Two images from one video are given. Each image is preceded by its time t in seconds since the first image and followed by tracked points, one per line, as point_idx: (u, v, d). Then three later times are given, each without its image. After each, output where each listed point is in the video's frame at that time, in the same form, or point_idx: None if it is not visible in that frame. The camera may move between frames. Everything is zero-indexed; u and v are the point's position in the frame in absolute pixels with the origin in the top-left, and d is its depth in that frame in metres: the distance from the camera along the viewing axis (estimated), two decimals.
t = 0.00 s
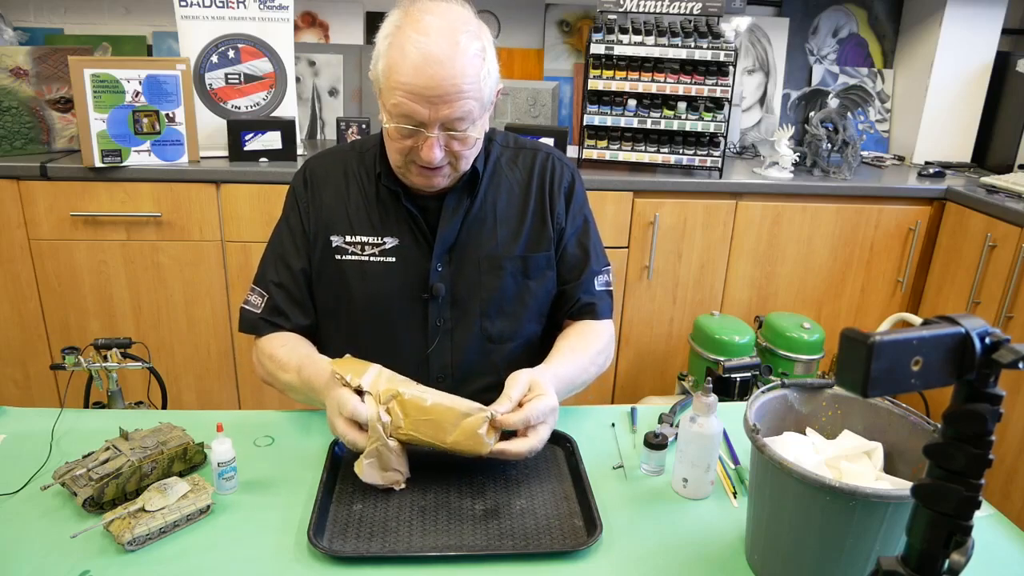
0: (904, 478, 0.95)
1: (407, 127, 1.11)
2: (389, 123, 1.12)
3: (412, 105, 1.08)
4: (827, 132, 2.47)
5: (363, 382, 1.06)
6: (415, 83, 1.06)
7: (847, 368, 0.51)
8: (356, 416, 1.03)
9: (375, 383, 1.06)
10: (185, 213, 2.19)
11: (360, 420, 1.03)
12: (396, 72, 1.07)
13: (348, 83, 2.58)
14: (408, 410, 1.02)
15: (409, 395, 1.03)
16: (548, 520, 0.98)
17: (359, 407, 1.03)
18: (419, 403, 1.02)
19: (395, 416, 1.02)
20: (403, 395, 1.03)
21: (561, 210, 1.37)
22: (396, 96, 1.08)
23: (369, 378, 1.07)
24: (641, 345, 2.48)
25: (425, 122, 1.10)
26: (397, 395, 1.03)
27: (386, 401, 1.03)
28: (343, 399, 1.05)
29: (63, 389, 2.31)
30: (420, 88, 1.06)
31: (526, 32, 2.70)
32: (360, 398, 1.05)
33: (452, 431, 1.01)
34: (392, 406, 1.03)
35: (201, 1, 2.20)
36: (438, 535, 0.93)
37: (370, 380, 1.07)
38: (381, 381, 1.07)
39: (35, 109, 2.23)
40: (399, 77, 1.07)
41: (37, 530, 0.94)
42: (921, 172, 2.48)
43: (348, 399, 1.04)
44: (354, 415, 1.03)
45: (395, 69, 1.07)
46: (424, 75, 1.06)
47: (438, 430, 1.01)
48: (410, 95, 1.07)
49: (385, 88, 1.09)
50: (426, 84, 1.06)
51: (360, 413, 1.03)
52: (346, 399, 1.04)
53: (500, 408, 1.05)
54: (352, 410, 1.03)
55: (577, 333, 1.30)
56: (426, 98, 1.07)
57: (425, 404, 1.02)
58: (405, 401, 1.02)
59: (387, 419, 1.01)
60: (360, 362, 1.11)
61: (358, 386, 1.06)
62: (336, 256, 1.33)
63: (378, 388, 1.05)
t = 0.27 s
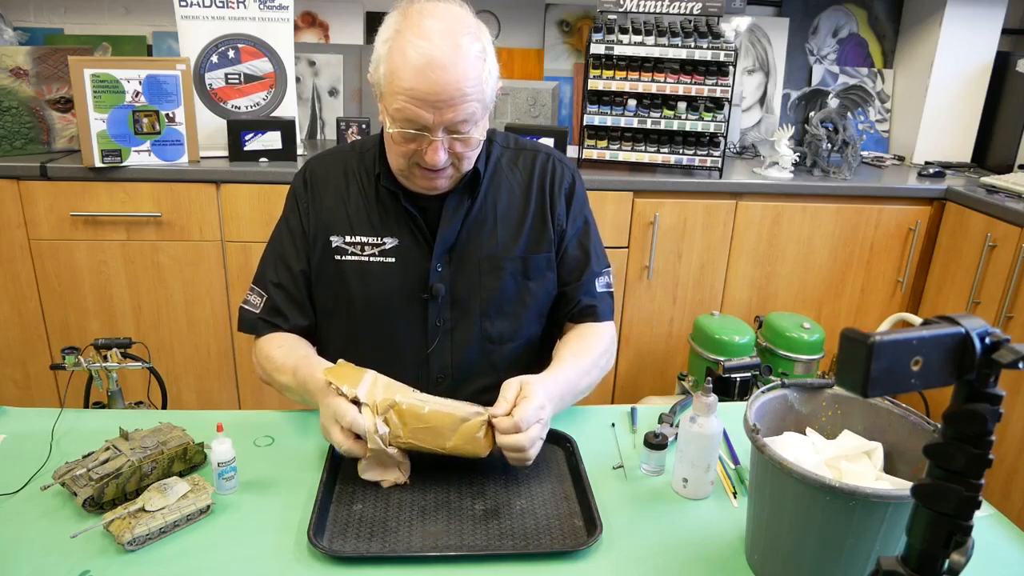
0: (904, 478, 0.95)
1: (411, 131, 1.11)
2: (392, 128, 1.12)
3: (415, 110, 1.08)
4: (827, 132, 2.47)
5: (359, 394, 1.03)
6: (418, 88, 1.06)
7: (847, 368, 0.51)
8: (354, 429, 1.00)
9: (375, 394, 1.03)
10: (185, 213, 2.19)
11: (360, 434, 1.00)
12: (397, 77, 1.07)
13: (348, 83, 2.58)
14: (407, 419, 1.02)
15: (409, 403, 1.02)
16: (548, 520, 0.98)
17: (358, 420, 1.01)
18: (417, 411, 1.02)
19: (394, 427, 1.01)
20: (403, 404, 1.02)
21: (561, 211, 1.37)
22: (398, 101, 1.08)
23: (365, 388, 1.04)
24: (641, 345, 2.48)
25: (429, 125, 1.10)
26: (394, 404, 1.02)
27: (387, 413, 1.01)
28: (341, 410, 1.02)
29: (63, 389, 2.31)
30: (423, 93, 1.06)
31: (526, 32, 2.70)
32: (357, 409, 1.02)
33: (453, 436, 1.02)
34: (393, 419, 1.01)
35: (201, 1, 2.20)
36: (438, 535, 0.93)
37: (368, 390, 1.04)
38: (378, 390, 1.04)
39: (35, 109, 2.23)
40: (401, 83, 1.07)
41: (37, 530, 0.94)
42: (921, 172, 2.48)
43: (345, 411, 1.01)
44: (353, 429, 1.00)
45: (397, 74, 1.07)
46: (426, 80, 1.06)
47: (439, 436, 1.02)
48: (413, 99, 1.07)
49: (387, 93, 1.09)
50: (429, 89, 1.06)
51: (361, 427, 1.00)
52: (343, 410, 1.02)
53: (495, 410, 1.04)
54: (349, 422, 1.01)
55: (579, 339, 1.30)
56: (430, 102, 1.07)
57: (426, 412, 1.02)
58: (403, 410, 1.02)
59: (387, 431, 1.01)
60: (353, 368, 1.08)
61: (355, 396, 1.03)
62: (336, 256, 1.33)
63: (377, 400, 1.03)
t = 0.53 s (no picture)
0: (904, 478, 0.95)
1: (414, 131, 1.11)
2: (396, 128, 1.12)
3: (419, 111, 1.08)
4: (827, 132, 2.47)
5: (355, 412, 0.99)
6: (422, 89, 1.06)
7: (847, 368, 0.51)
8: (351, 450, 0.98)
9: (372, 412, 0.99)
10: (185, 213, 2.19)
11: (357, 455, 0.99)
12: (401, 78, 1.07)
13: (348, 83, 2.58)
14: (405, 441, 0.98)
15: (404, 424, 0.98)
16: (548, 520, 0.98)
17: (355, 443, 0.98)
18: (414, 434, 0.98)
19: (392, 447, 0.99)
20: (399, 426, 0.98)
21: (562, 208, 1.37)
22: (402, 102, 1.08)
23: (362, 407, 1.00)
24: (641, 345, 2.48)
25: (433, 126, 1.10)
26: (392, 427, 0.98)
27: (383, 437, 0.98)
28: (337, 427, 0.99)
29: (63, 389, 2.31)
30: (428, 94, 1.06)
31: (526, 32, 2.70)
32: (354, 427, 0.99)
33: (453, 453, 1.00)
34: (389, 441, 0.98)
35: (201, 1, 2.20)
36: (438, 535, 0.93)
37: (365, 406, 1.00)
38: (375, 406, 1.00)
39: (34, 109, 2.23)
40: (405, 83, 1.07)
41: (37, 530, 0.94)
42: (921, 172, 2.48)
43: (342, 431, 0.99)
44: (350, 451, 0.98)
45: (401, 74, 1.07)
46: (430, 81, 1.06)
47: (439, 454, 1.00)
48: (417, 100, 1.07)
49: (391, 93, 1.10)
50: (433, 90, 1.06)
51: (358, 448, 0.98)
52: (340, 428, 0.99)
53: (496, 424, 1.02)
54: (346, 443, 0.98)
55: (578, 336, 1.29)
56: (434, 103, 1.07)
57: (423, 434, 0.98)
58: (401, 434, 0.98)
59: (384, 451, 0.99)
60: (351, 376, 1.03)
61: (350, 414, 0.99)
62: (338, 253, 1.33)
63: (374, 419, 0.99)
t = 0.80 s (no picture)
0: (904, 478, 0.95)
1: (420, 131, 1.11)
2: (402, 127, 1.12)
3: (426, 111, 1.08)
4: (827, 132, 2.47)
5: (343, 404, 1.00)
6: (430, 90, 1.06)
7: (847, 368, 0.51)
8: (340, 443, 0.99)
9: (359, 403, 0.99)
10: (185, 213, 2.19)
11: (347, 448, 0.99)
12: (409, 78, 1.07)
13: (348, 83, 2.58)
14: (393, 431, 0.97)
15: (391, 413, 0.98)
16: (548, 520, 0.98)
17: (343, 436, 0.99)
18: (401, 423, 0.97)
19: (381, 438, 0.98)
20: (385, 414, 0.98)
21: (567, 208, 1.36)
22: (409, 101, 1.08)
23: (349, 399, 1.00)
24: (642, 345, 2.48)
25: (439, 127, 1.10)
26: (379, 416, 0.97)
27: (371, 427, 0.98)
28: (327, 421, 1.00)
29: (63, 389, 2.31)
30: (435, 94, 1.06)
31: (526, 32, 2.70)
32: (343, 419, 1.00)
33: (441, 442, 0.99)
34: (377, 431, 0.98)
35: (201, 1, 2.20)
36: (438, 535, 0.93)
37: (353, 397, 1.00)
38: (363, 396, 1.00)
39: (35, 109, 2.23)
40: (412, 83, 1.07)
41: (37, 531, 0.94)
42: (921, 172, 2.48)
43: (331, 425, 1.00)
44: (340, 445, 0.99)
45: (408, 74, 1.07)
46: (437, 82, 1.06)
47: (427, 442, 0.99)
48: (425, 100, 1.07)
49: (398, 93, 1.09)
50: (441, 90, 1.06)
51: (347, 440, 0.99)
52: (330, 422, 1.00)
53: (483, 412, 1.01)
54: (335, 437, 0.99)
55: (589, 336, 1.26)
56: (441, 104, 1.07)
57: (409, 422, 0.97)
58: (389, 422, 0.97)
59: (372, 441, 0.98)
60: (341, 369, 1.04)
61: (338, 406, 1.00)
62: (341, 252, 1.33)
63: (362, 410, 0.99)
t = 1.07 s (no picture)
0: (904, 478, 0.95)
1: (426, 131, 1.11)
2: (409, 127, 1.12)
3: (434, 112, 1.08)
4: (827, 132, 2.47)
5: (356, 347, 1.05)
6: (438, 91, 1.06)
7: (847, 368, 0.51)
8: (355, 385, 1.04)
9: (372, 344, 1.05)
10: (185, 213, 2.19)
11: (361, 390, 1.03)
12: (417, 78, 1.07)
13: (348, 83, 2.58)
14: (407, 367, 1.04)
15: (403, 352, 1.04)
16: (548, 520, 0.98)
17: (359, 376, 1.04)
18: (415, 359, 1.04)
19: (396, 375, 1.04)
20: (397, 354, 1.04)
21: (578, 209, 1.36)
22: (416, 101, 1.08)
23: (363, 340, 1.05)
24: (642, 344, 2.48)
25: (446, 127, 1.10)
26: (393, 355, 1.04)
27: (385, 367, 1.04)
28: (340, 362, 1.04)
29: (63, 389, 2.31)
30: (443, 96, 1.06)
31: (526, 32, 2.70)
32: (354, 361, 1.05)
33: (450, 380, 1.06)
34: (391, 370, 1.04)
35: (201, 1, 2.20)
36: (438, 535, 0.93)
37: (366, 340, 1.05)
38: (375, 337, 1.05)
39: (34, 109, 2.23)
40: (420, 83, 1.07)
41: (37, 530, 0.94)
42: (921, 172, 2.48)
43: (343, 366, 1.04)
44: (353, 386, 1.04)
45: (417, 74, 1.07)
46: (446, 83, 1.06)
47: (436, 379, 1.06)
48: (432, 101, 1.07)
49: (406, 92, 1.09)
50: (449, 92, 1.06)
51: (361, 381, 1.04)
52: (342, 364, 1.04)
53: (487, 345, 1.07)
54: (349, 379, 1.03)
55: (608, 311, 1.22)
56: (449, 105, 1.07)
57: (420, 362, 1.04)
58: (404, 360, 1.03)
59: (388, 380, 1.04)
60: (347, 318, 1.08)
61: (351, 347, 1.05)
62: (344, 250, 1.33)
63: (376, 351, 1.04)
